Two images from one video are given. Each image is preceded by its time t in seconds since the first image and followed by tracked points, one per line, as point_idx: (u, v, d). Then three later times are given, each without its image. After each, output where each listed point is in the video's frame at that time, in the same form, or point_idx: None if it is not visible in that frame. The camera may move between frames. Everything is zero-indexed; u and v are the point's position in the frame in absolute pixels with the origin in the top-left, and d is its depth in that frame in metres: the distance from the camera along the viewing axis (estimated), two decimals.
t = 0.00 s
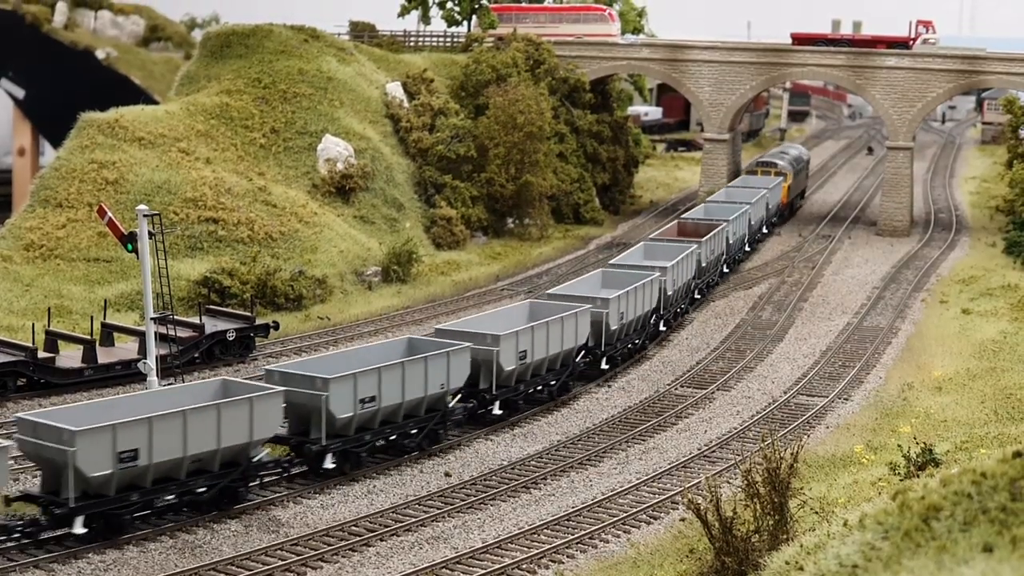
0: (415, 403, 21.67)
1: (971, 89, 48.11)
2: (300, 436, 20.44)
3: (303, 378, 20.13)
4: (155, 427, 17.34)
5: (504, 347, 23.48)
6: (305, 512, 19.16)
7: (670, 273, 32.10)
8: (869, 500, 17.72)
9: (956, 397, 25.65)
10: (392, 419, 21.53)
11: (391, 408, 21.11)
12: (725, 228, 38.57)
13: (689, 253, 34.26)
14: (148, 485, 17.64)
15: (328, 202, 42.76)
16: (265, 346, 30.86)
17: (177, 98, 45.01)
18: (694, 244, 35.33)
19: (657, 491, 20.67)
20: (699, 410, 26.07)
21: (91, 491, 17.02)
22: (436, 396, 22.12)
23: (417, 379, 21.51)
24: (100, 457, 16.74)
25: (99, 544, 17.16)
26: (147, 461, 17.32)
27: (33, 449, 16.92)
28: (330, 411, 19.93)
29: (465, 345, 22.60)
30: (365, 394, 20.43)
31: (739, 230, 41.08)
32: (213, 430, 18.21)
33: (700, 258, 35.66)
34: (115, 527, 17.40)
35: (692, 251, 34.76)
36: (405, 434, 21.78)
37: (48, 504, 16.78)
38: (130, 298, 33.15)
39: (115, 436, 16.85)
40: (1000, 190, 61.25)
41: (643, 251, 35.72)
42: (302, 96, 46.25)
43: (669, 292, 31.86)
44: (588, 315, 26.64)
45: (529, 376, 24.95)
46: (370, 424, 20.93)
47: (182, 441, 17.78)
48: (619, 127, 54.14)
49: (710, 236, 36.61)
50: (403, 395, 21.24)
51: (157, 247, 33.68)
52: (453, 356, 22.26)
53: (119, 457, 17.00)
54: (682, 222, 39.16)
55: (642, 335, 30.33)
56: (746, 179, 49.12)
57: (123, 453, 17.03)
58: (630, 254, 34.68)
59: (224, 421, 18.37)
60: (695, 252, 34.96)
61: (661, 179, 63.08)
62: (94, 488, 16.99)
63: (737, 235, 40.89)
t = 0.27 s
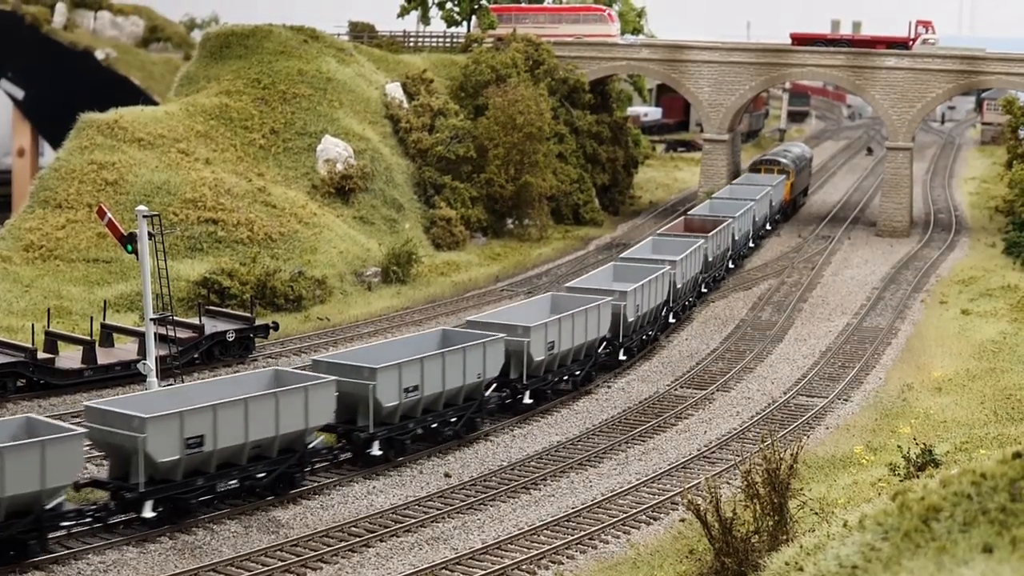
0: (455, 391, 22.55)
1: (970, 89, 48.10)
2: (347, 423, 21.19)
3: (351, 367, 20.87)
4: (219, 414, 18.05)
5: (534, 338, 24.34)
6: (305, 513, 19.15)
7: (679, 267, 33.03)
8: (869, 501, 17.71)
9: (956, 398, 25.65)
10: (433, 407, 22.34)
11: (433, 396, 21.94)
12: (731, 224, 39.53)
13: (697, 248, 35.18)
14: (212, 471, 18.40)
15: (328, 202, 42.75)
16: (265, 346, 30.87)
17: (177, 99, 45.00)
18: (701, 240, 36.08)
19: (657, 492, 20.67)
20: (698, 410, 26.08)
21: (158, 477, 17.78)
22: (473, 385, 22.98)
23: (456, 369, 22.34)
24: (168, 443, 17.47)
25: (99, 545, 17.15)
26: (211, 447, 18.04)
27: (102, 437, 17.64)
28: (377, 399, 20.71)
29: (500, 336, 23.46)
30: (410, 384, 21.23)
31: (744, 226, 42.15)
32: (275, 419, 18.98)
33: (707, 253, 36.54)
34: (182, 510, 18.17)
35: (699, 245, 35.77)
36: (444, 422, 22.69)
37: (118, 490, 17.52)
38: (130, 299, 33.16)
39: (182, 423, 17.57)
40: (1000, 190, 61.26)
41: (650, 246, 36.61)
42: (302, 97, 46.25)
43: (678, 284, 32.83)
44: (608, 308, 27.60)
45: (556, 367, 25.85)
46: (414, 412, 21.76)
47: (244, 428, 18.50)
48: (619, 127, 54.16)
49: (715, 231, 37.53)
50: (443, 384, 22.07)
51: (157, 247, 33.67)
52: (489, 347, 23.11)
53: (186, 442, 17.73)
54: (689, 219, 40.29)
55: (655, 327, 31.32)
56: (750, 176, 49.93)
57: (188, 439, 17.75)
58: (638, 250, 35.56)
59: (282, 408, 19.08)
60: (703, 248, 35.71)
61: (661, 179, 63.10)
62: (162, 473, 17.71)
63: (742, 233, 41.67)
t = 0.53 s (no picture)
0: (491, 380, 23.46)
1: (970, 89, 48.09)
2: (389, 412, 21.97)
3: (393, 358, 21.58)
4: (275, 402, 18.80)
5: (561, 328, 25.36)
6: (304, 513, 19.14)
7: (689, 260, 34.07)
8: (869, 502, 17.69)
9: (955, 398, 25.65)
10: (469, 396, 23.20)
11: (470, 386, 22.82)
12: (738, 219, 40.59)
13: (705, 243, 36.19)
14: (269, 457, 19.21)
15: (327, 203, 42.74)
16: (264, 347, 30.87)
17: (176, 99, 44.99)
18: (706, 235, 37.13)
19: (656, 492, 20.67)
20: (698, 411, 26.08)
21: (219, 462, 18.54)
22: (507, 374, 23.88)
23: (492, 358, 23.24)
24: (229, 430, 18.25)
25: (98, 545, 17.15)
26: (269, 434, 18.81)
27: (164, 424, 18.44)
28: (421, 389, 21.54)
29: (531, 327, 24.37)
30: (450, 374, 22.08)
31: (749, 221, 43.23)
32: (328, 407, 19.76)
33: (714, 248, 37.51)
34: (241, 494, 19.02)
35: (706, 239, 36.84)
36: (479, 410, 23.62)
37: (182, 475, 18.34)
38: (130, 299, 33.16)
39: (242, 411, 18.34)
40: (999, 190, 61.24)
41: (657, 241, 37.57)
42: (301, 97, 46.25)
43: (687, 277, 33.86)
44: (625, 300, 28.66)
45: (579, 357, 26.87)
46: (453, 401, 22.64)
47: (298, 416, 19.27)
48: (618, 128, 54.15)
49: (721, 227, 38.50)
50: (480, 373, 22.95)
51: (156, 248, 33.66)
52: (521, 337, 24.00)
53: (245, 429, 18.49)
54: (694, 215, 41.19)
55: (666, 318, 32.29)
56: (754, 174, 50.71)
57: (247, 426, 18.51)
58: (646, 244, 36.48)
59: (333, 397, 19.82)
60: (709, 242, 36.76)
61: (660, 180, 63.11)
62: (222, 459, 18.49)
63: (747, 228, 42.80)
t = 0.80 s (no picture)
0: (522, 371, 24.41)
1: (970, 90, 48.08)
2: (428, 401, 22.79)
3: (432, 348, 22.53)
4: (328, 390, 19.64)
5: (586, 321, 26.40)
6: (305, 514, 19.14)
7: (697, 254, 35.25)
8: (869, 502, 17.68)
9: (955, 399, 25.64)
10: (502, 386, 24.18)
11: (504, 376, 23.76)
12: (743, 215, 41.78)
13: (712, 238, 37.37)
14: (321, 444, 20.06)
15: (327, 204, 42.75)
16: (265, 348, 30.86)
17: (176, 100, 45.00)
18: (714, 231, 38.14)
19: (657, 493, 20.67)
20: (699, 412, 26.08)
21: (276, 449, 19.35)
22: (537, 364, 24.87)
23: (523, 349, 24.19)
24: (285, 418, 19.03)
25: (99, 546, 17.14)
26: (321, 422, 19.63)
27: (225, 414, 19.10)
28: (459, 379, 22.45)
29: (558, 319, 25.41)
30: (486, 365, 23.01)
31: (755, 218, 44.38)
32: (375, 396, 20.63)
33: (721, 244, 38.64)
34: (295, 480, 19.83)
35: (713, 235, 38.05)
36: (510, 400, 24.58)
37: (240, 462, 19.14)
38: (130, 300, 33.18)
39: (297, 399, 19.13)
40: (999, 191, 61.22)
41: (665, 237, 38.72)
42: (301, 98, 46.25)
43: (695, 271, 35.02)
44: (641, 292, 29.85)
45: (601, 348, 27.96)
46: (487, 390, 23.57)
47: (348, 405, 20.11)
48: (618, 129, 54.19)
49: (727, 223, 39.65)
50: (513, 364, 23.93)
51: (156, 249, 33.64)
52: (549, 329, 25.00)
53: (301, 417, 19.31)
54: (701, 212, 42.16)
55: (675, 312, 33.35)
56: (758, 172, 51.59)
57: (302, 414, 19.32)
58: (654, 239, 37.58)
59: (380, 386, 20.69)
60: (716, 238, 37.86)
61: (660, 181, 63.14)
62: (279, 446, 19.30)
63: (751, 225, 43.86)
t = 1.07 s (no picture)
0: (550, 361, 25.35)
1: (969, 91, 48.06)
2: (463, 392, 23.68)
3: (467, 339, 23.39)
4: (376, 380, 20.52)
5: (607, 312, 27.35)
6: (305, 516, 19.14)
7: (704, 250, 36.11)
8: (869, 503, 17.69)
9: (954, 400, 25.63)
10: (532, 376, 25.09)
11: (534, 366, 24.68)
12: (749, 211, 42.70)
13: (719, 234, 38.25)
14: (369, 432, 20.92)
15: (327, 205, 42.76)
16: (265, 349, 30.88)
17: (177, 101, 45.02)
18: (720, 227, 38.99)
19: (656, 494, 20.67)
20: (699, 413, 26.07)
21: (327, 437, 20.17)
22: (564, 355, 25.84)
23: (550, 341, 25.12)
24: (337, 407, 19.86)
25: (99, 547, 17.14)
26: (369, 411, 20.50)
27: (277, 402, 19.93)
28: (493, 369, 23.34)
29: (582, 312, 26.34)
30: (517, 355, 23.93)
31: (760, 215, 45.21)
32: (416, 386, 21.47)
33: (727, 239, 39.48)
34: (345, 467, 20.73)
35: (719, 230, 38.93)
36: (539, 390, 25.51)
37: (294, 449, 19.90)
38: (130, 302, 33.18)
39: (348, 389, 19.98)
40: (999, 192, 61.20)
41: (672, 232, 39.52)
42: (301, 100, 46.25)
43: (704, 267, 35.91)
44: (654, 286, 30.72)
45: (619, 341, 28.81)
46: (519, 380, 24.51)
47: (393, 394, 20.95)
48: (618, 130, 54.23)
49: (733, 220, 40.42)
50: (542, 355, 24.87)
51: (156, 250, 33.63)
52: (575, 321, 25.95)
53: (351, 406, 20.15)
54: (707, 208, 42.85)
55: (684, 305, 34.25)
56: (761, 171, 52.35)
57: (353, 403, 20.18)
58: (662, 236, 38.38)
59: (446, 369, 22.01)
60: (723, 234, 38.69)
61: (660, 182, 63.16)
62: (330, 434, 20.13)
63: (756, 222, 44.47)
